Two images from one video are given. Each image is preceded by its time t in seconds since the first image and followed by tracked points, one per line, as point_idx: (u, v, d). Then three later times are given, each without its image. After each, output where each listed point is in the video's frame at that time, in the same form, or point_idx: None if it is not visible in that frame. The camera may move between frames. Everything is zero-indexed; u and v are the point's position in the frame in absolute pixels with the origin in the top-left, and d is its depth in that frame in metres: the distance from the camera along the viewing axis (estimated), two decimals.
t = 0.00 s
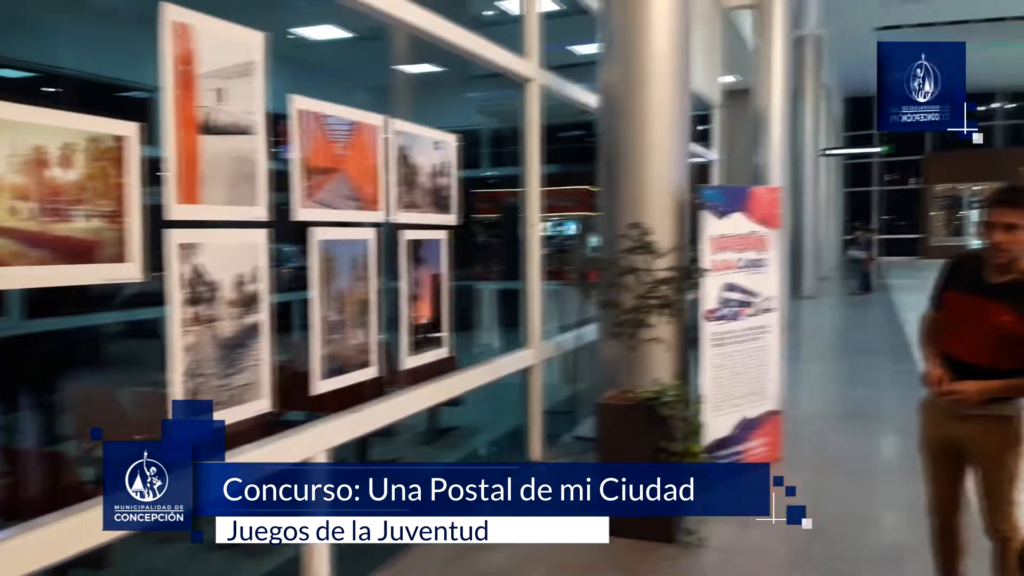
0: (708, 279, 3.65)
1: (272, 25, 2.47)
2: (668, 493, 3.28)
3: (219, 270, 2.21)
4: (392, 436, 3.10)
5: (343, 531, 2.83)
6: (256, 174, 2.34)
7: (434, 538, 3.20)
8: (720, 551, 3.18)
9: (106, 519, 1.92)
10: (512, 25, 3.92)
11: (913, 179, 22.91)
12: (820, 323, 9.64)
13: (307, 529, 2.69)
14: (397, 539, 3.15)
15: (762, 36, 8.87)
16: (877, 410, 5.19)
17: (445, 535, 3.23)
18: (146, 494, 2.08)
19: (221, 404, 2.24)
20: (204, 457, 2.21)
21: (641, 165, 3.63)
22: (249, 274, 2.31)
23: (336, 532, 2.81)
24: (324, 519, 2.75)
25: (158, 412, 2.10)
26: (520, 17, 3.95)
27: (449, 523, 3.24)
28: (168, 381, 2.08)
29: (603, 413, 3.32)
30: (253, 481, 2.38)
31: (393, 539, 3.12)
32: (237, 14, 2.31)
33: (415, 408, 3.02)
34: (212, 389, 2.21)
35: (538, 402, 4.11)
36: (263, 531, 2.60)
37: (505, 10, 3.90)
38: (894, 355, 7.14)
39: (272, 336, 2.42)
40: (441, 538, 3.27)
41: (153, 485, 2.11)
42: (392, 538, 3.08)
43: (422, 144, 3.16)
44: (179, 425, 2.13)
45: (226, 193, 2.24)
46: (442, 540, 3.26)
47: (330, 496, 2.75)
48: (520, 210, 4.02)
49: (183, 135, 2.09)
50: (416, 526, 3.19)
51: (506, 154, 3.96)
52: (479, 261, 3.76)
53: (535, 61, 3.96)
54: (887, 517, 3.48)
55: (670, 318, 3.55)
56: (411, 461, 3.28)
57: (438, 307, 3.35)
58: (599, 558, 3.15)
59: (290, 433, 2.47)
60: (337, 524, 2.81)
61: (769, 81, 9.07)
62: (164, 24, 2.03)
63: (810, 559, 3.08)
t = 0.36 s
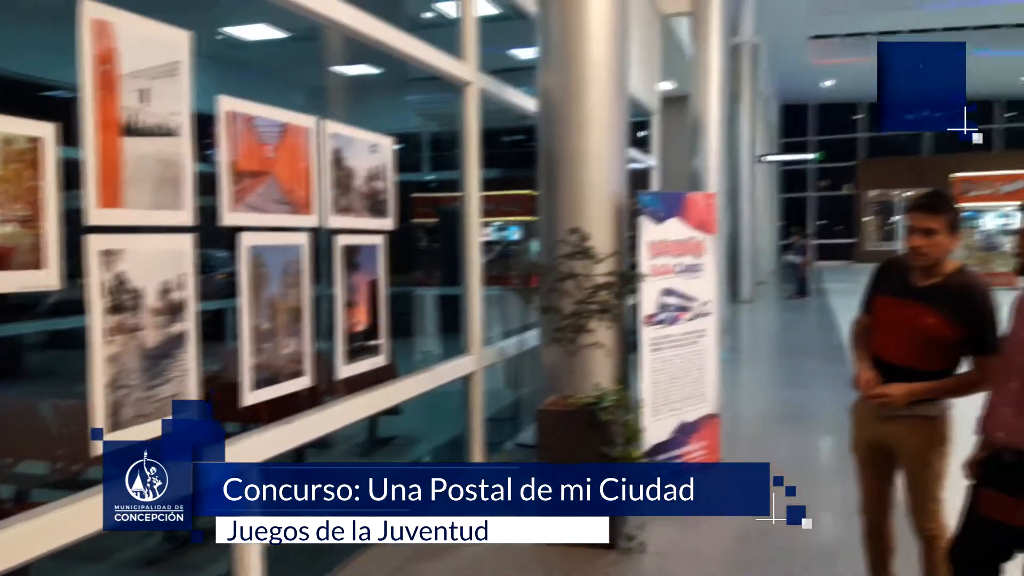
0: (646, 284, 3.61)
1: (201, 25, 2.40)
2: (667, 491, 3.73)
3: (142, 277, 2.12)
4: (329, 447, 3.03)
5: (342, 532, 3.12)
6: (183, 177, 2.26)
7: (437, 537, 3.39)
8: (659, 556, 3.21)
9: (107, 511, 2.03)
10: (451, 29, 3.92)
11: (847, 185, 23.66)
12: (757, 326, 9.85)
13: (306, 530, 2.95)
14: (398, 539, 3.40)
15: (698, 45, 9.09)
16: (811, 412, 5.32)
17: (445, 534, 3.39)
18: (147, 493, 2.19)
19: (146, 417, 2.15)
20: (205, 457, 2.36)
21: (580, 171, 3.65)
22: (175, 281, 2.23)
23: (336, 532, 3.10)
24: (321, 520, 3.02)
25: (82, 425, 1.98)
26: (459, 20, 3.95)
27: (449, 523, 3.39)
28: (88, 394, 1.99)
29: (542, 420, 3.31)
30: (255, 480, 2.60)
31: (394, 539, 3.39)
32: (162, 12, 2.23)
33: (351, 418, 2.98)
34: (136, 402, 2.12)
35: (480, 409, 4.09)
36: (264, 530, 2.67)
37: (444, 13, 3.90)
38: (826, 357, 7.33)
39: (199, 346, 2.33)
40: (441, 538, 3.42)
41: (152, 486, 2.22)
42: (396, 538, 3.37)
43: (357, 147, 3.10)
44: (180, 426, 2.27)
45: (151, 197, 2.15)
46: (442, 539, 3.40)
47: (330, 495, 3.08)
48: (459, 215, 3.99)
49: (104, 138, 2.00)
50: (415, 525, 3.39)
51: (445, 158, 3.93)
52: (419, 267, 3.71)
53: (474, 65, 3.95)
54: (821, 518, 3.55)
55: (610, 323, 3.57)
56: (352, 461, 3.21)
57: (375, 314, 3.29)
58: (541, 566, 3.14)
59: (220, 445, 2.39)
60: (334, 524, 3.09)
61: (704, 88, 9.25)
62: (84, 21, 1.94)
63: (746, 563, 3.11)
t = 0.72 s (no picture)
0: (592, 297, 3.63)
1: (138, 31, 2.34)
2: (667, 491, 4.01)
3: (73, 290, 2.05)
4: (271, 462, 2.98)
5: (345, 530, 3.31)
6: (118, 188, 2.20)
7: (436, 537, 3.51)
8: (605, 566, 3.24)
9: (87, 514, 2.09)
10: (396, 40, 3.90)
11: (788, 200, 24.31)
12: (701, 339, 10.01)
13: (307, 529, 3.19)
14: (398, 539, 3.48)
15: (642, 62, 9.22)
16: (754, 422, 5.41)
17: (444, 534, 3.51)
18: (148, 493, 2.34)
19: (78, 433, 2.08)
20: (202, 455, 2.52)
21: (527, 185, 3.67)
22: (109, 294, 2.17)
23: (335, 531, 3.30)
24: (323, 519, 3.23)
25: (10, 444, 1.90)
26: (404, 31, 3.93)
27: (449, 523, 3.48)
28: (15, 412, 1.91)
29: (489, 432, 3.32)
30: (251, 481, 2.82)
31: (393, 539, 3.48)
32: (97, 19, 2.17)
33: (291, 432, 2.94)
34: (67, 418, 2.05)
35: (426, 422, 4.07)
36: (261, 529, 2.98)
37: (389, 25, 3.88)
38: (767, 368, 7.49)
39: (134, 360, 2.27)
40: (441, 538, 3.53)
41: (152, 485, 2.37)
42: (397, 538, 3.46)
43: (298, 157, 3.07)
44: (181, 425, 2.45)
45: (84, 207, 2.09)
46: (442, 539, 3.52)
47: (330, 496, 3.22)
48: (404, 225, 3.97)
49: (34, 146, 1.94)
50: (415, 526, 3.47)
51: (391, 169, 3.91)
52: (365, 278, 3.67)
53: (418, 77, 3.95)
54: (762, 529, 3.60)
55: (556, 336, 3.60)
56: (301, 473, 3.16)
57: (319, 327, 3.24)
58: None
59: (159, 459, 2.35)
60: (337, 523, 3.28)
61: (648, 104, 9.39)
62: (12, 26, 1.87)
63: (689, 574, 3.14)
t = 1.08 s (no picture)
0: (560, 290, 3.66)
1: (94, 23, 2.29)
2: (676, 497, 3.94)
3: (29, 286, 2.01)
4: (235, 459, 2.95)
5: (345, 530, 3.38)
6: (75, 182, 2.15)
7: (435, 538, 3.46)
8: (573, 557, 3.26)
9: (45, 516, 2.04)
10: (360, 33, 3.87)
11: (754, 193, 24.63)
12: (669, 329, 10.13)
13: (308, 528, 3.34)
14: (398, 538, 3.47)
15: (608, 55, 9.28)
16: (722, 411, 5.50)
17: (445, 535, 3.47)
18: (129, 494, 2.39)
19: (36, 432, 2.04)
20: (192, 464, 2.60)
21: (493, 179, 3.67)
22: (66, 290, 2.12)
23: (335, 531, 3.39)
24: (324, 518, 3.35)
25: None
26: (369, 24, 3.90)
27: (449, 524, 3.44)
28: None
29: (458, 425, 3.34)
30: (251, 481, 3.04)
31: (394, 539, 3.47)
32: (52, 9, 2.12)
33: (257, 430, 2.91)
34: (24, 418, 2.01)
35: (395, 416, 4.07)
36: (260, 528, 3.14)
37: (354, 18, 3.85)
38: (733, 357, 7.61)
39: (94, 358, 2.23)
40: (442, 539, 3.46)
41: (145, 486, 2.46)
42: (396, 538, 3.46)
43: (261, 150, 3.04)
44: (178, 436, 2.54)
45: (40, 202, 2.04)
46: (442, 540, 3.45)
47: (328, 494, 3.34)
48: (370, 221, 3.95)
49: None
50: (415, 526, 3.46)
51: (356, 163, 3.89)
52: (331, 273, 3.65)
53: (384, 70, 3.92)
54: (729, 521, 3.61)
55: (524, 329, 3.61)
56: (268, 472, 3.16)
57: (284, 322, 3.21)
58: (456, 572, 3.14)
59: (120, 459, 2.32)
60: (337, 523, 3.38)
61: (615, 97, 9.46)
62: None
63: (656, 567, 3.15)
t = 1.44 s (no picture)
0: (523, 279, 3.69)
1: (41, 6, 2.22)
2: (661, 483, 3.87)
3: None
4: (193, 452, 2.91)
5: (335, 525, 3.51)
6: (24, 170, 2.09)
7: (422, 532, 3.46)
8: (536, 545, 3.28)
9: None
10: (319, 21, 3.82)
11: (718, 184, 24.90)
12: (632, 318, 10.21)
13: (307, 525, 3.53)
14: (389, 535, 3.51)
15: (571, 45, 9.28)
16: (682, 399, 5.56)
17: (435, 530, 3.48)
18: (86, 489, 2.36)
19: None
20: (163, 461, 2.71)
21: (455, 168, 3.66)
22: (15, 281, 2.06)
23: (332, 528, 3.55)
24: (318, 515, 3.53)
25: None
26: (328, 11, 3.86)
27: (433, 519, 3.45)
28: None
29: (420, 415, 3.33)
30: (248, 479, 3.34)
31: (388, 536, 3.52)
32: None
33: (215, 422, 2.87)
34: None
35: (357, 407, 4.05)
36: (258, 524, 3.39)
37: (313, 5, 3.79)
38: (696, 346, 7.70)
39: (44, 350, 2.17)
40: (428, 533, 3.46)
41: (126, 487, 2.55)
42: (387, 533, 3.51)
43: (216, 138, 2.98)
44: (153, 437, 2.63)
45: None
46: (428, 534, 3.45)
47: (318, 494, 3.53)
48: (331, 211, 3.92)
49: None
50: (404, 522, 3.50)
51: (316, 153, 3.84)
52: (292, 264, 3.61)
53: (344, 58, 3.89)
54: (690, 504, 3.66)
55: (487, 319, 3.62)
56: (220, 467, 3.12)
57: (242, 312, 3.16)
58: (420, 562, 3.14)
59: (75, 453, 2.28)
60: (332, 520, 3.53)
61: (578, 87, 9.48)
62: None
63: (618, 552, 3.19)
